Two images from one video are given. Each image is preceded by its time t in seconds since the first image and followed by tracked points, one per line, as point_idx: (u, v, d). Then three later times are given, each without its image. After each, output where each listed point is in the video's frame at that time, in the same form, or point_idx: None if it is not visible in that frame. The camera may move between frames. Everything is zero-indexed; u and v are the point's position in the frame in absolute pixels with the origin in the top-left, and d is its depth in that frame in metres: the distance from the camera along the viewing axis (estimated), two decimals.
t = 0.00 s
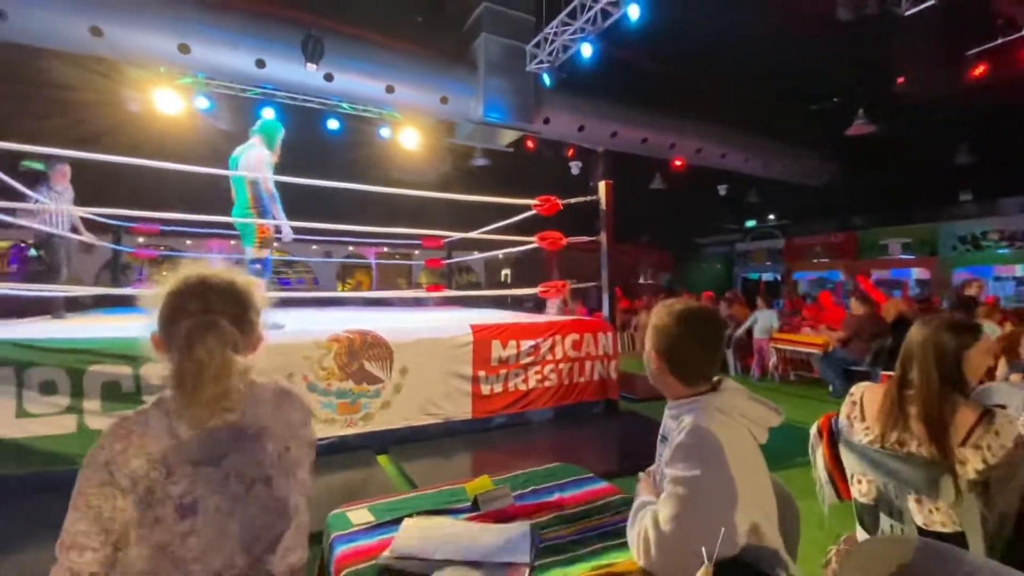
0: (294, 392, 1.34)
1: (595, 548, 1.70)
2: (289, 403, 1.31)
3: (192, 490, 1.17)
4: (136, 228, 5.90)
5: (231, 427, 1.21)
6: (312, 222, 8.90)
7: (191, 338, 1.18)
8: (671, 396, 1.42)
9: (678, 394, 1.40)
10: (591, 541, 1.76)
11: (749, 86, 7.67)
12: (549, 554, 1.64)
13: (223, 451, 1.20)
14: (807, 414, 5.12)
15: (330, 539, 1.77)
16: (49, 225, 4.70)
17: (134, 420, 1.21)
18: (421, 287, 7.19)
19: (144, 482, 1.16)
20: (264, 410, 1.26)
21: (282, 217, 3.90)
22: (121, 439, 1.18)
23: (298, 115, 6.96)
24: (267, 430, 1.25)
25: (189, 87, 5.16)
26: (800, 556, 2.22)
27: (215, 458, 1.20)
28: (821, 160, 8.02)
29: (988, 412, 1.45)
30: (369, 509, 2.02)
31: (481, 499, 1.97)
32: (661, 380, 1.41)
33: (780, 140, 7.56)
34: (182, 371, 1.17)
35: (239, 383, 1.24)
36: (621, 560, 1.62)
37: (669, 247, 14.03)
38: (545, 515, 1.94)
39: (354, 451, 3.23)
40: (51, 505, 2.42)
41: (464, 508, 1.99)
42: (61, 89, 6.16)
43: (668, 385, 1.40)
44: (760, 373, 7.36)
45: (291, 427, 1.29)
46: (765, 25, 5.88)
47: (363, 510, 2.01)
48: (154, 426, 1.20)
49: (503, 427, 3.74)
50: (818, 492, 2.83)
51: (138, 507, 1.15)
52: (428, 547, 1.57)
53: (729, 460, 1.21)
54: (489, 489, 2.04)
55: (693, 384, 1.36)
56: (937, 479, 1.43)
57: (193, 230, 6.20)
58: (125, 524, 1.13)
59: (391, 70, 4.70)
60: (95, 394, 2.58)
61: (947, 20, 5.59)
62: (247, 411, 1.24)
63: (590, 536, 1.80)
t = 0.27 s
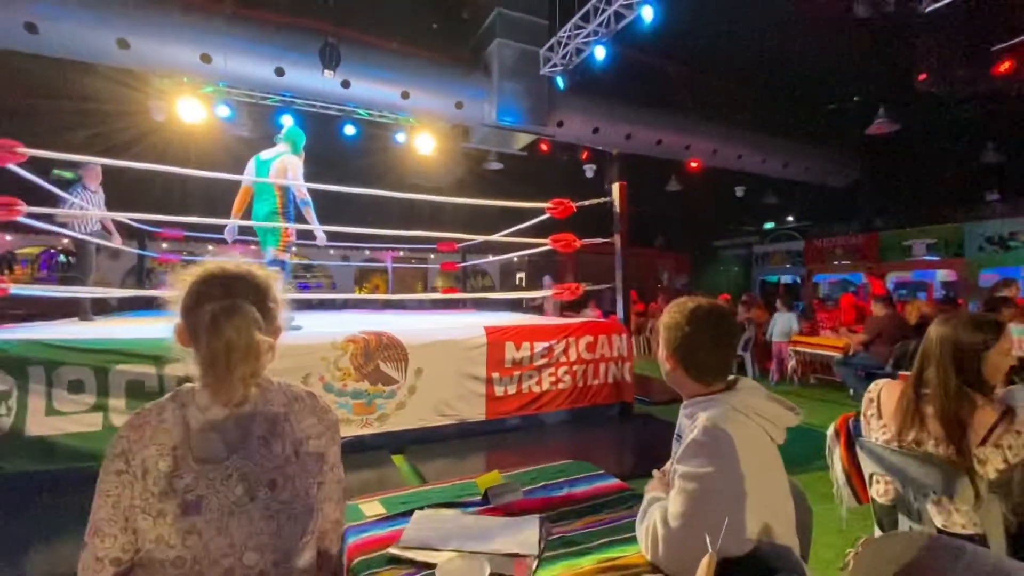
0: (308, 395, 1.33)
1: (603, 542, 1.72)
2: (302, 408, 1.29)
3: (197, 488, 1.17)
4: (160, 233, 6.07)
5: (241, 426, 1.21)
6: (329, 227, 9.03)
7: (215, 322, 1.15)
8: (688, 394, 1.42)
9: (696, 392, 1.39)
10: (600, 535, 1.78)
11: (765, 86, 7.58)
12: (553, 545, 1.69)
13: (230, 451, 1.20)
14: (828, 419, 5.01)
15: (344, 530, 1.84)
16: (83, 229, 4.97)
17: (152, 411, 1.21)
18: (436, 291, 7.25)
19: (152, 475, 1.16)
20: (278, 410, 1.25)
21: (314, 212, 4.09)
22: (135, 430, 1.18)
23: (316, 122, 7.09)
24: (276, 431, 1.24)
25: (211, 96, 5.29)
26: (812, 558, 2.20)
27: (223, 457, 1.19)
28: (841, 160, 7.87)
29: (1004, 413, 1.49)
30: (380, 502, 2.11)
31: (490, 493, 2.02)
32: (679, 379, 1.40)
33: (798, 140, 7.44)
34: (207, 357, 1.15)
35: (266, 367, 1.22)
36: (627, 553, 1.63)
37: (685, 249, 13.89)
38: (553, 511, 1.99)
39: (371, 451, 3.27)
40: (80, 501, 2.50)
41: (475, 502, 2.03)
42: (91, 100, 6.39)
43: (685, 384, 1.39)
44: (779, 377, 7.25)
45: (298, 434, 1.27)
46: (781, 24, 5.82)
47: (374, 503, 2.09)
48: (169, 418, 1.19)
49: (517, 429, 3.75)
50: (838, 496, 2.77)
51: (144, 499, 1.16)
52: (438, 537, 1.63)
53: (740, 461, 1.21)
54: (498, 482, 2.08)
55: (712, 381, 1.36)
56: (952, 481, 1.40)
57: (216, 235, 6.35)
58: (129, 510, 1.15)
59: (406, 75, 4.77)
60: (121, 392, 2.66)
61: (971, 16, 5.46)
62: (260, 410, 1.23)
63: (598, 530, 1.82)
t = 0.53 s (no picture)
0: (323, 401, 1.33)
1: (614, 550, 1.74)
2: (312, 416, 1.29)
3: (203, 491, 1.20)
4: (185, 240, 6.23)
5: (246, 432, 1.24)
6: (348, 233, 9.15)
7: (230, 324, 1.22)
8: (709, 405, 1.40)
9: (716, 403, 1.37)
10: (612, 543, 1.79)
11: (785, 86, 7.46)
12: (565, 552, 1.71)
13: (234, 457, 1.23)
14: (853, 425, 4.89)
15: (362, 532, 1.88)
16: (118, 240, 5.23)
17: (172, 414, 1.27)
18: (452, 295, 7.29)
19: (165, 476, 1.21)
20: (286, 416, 1.27)
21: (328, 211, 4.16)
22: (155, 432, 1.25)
23: (334, 129, 7.20)
24: (280, 440, 1.26)
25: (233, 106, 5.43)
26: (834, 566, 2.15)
27: (229, 463, 1.22)
28: (865, 160, 7.69)
29: None
30: (396, 505, 2.15)
31: (504, 497, 2.03)
32: (699, 390, 1.39)
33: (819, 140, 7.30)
34: (223, 359, 1.21)
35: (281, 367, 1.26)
36: (638, 562, 1.66)
37: (704, 252, 13.72)
38: (567, 516, 2.00)
39: (389, 454, 3.30)
40: (108, 501, 2.58)
41: (489, 506, 2.06)
42: (121, 111, 6.61)
43: (703, 396, 1.38)
44: (802, 382, 7.11)
45: (306, 443, 1.28)
46: (801, 22, 5.73)
47: (390, 506, 2.13)
48: (185, 421, 1.25)
49: (534, 434, 3.74)
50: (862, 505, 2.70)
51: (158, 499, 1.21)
52: (452, 541, 1.65)
53: (760, 471, 1.19)
54: (513, 487, 2.09)
55: (730, 392, 1.34)
56: (982, 491, 1.39)
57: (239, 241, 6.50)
58: (145, 507, 1.21)
59: (422, 83, 4.83)
60: (147, 396, 2.74)
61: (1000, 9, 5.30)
62: (266, 417, 1.25)
63: (611, 538, 1.83)
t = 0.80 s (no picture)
0: (350, 407, 1.36)
1: (634, 555, 1.73)
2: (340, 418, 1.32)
3: (232, 494, 1.23)
4: (214, 247, 6.41)
5: (272, 435, 1.27)
6: (370, 238, 9.29)
7: (259, 324, 1.24)
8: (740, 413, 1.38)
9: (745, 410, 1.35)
10: (632, 548, 1.78)
11: (810, 84, 7.31)
12: (584, 556, 1.70)
13: (261, 460, 1.25)
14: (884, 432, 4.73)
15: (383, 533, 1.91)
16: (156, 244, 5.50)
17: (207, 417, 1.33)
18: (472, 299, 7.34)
19: (197, 479, 1.25)
20: (313, 420, 1.29)
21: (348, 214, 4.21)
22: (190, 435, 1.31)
23: (356, 137, 7.34)
24: (306, 444, 1.29)
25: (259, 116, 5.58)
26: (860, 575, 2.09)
27: (255, 465, 1.25)
28: (894, 159, 7.48)
29: None
30: (415, 506, 2.17)
31: (523, 500, 2.03)
32: (729, 400, 1.37)
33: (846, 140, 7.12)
34: (251, 357, 1.23)
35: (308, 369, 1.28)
36: (658, 567, 1.64)
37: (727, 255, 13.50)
38: (586, 520, 1.99)
39: (409, 457, 3.33)
40: (140, 499, 2.67)
41: (507, 509, 2.06)
42: (154, 123, 6.87)
43: (733, 405, 1.36)
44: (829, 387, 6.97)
45: (333, 446, 1.30)
46: (825, 20, 5.61)
47: (410, 507, 2.15)
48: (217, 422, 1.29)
49: (554, 438, 3.73)
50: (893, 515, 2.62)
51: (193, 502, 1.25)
52: (474, 543, 1.66)
53: (787, 480, 1.18)
54: (532, 490, 2.09)
55: (762, 401, 1.32)
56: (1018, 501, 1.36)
57: (265, 247, 6.68)
58: (179, 508, 1.25)
59: (442, 90, 4.89)
60: (178, 397, 2.82)
61: None
62: (293, 420, 1.28)
63: (630, 543, 1.82)
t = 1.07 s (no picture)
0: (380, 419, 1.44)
1: (657, 564, 1.70)
2: (371, 438, 1.39)
3: (270, 513, 1.25)
4: (244, 253, 6.58)
5: (310, 455, 1.30)
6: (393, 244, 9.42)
7: (289, 339, 1.38)
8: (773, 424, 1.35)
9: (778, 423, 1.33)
10: (655, 557, 1.75)
11: (838, 82, 7.13)
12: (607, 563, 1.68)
13: (299, 480, 1.28)
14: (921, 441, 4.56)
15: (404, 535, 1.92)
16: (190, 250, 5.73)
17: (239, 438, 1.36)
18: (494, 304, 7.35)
19: (237, 499, 1.28)
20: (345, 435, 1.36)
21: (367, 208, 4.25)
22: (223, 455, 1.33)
23: (380, 144, 7.46)
24: (343, 463, 1.33)
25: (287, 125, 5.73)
26: None
27: (294, 485, 1.27)
28: (929, 157, 7.22)
29: None
30: (438, 509, 2.18)
31: (545, 505, 2.02)
32: (763, 411, 1.34)
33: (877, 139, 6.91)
34: (283, 373, 1.37)
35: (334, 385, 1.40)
36: None
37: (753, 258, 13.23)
38: (609, 527, 1.97)
39: (431, 461, 3.35)
40: (172, 498, 2.75)
41: (530, 514, 2.05)
42: (187, 133, 7.12)
43: (766, 415, 1.34)
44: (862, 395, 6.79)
45: (367, 466, 1.35)
46: (854, 15, 5.47)
47: (432, 510, 2.16)
48: (251, 443, 1.32)
49: (576, 443, 3.70)
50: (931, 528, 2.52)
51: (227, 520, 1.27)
52: (494, 548, 1.67)
53: (821, 492, 1.15)
54: (554, 495, 2.08)
55: (797, 411, 1.29)
56: None
57: (292, 252, 6.83)
58: (220, 529, 1.27)
59: (464, 97, 4.94)
60: (208, 400, 2.90)
61: None
62: (330, 440, 1.33)
63: (653, 551, 1.80)
